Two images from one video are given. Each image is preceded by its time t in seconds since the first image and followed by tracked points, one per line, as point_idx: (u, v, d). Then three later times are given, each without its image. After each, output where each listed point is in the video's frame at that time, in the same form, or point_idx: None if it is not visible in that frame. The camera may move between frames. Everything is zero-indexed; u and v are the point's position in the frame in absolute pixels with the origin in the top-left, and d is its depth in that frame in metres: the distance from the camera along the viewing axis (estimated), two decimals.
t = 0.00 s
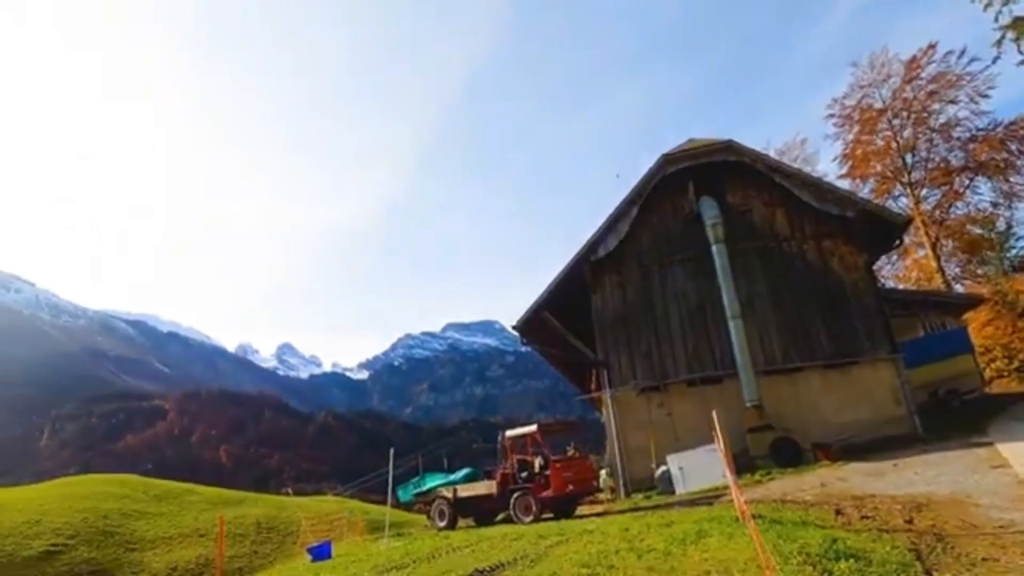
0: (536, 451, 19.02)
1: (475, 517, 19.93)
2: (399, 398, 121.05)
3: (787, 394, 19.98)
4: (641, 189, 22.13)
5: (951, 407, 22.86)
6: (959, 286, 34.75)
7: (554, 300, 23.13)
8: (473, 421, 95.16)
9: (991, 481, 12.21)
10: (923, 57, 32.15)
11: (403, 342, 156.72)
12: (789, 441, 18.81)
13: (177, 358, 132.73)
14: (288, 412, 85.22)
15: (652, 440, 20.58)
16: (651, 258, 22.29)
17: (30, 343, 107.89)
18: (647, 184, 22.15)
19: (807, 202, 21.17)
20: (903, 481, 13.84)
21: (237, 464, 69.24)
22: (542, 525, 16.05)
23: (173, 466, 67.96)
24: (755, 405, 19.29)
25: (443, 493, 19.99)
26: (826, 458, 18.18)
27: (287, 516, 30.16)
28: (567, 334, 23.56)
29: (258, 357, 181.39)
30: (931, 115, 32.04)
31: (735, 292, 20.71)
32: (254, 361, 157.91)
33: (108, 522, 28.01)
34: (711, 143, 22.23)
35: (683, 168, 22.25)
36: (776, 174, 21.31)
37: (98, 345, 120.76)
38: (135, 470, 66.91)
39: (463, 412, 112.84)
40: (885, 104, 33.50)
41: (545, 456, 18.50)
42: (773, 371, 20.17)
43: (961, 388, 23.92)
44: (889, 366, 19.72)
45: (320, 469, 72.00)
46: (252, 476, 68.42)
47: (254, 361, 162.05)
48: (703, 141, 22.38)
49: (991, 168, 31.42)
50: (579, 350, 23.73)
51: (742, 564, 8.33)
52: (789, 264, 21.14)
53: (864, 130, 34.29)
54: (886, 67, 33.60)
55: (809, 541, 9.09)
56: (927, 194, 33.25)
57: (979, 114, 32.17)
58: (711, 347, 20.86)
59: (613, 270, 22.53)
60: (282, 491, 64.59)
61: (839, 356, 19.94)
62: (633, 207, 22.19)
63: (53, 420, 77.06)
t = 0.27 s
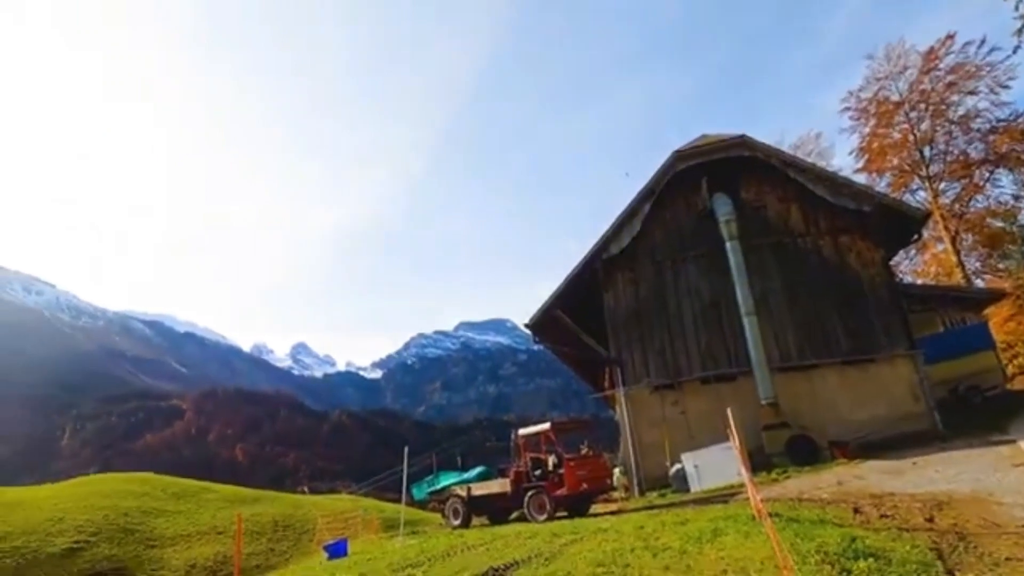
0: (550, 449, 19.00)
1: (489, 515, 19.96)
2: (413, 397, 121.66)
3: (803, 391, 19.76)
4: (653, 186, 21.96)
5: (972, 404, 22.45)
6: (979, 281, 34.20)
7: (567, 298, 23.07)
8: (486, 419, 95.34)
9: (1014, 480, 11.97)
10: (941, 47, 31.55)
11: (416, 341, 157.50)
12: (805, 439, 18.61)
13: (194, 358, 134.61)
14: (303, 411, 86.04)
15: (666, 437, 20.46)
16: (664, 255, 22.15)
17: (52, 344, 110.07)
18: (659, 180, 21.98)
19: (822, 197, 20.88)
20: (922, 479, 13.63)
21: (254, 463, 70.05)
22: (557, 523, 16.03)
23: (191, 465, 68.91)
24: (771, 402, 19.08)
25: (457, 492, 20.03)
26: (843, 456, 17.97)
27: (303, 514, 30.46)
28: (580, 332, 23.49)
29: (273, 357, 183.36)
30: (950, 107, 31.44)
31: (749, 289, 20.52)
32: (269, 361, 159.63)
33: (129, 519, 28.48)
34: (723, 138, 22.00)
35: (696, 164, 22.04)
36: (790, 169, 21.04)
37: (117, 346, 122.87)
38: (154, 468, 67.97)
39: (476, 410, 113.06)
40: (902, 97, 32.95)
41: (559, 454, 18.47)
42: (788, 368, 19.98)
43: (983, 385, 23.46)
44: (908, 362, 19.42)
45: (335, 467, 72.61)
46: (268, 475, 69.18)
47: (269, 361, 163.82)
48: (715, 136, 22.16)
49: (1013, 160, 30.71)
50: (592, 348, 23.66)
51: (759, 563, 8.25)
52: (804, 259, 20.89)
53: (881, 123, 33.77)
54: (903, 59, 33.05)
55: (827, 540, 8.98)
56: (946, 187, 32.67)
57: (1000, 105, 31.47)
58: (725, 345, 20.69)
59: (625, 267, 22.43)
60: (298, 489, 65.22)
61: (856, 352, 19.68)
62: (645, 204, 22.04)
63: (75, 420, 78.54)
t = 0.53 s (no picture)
0: (564, 447, 18.98)
1: (503, 513, 19.97)
2: (426, 396, 122.30)
3: (819, 389, 19.55)
4: (665, 183, 21.78)
5: (993, 401, 22.06)
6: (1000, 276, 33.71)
7: (579, 296, 23.01)
8: (499, 418, 95.44)
9: None
10: (960, 38, 30.89)
11: (429, 340, 158.27)
12: (822, 437, 18.41)
13: (210, 358, 136.50)
14: (318, 410, 86.85)
15: (680, 435, 20.34)
16: (677, 252, 22.02)
17: (72, 346, 112.29)
18: (672, 177, 21.78)
19: (837, 191, 20.57)
20: (942, 477, 13.43)
21: (270, 461, 70.84)
22: (571, 521, 16.01)
23: (208, 463, 69.83)
24: (787, 400, 18.89)
25: (472, 489, 20.05)
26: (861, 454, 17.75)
27: (318, 511, 30.76)
28: (593, 330, 23.43)
29: (288, 357, 185.33)
30: (969, 98, 30.78)
31: (764, 285, 20.32)
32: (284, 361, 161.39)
33: (149, 517, 28.92)
34: (737, 133, 21.74)
35: (709, 160, 21.81)
36: (805, 164, 20.75)
37: (136, 347, 124.92)
38: (173, 466, 68.97)
39: (489, 408, 113.31)
40: (919, 89, 32.37)
41: (573, 452, 18.45)
42: (804, 365, 19.77)
43: (1005, 381, 23.03)
44: (927, 358, 19.11)
45: (349, 465, 73.23)
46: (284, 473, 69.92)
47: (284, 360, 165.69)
48: (728, 131, 21.92)
49: None
50: (605, 345, 23.57)
51: (776, 561, 8.18)
52: (820, 255, 20.65)
53: (897, 116, 33.24)
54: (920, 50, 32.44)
55: (846, 538, 8.88)
56: (965, 180, 32.09)
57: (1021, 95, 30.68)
58: (740, 342, 20.53)
59: (638, 265, 22.32)
60: (314, 487, 65.88)
61: (874, 349, 19.41)
62: (658, 200, 21.88)
63: (95, 420, 79.95)
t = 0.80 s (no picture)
0: (577, 445, 18.95)
1: (518, 511, 20.00)
2: (439, 394, 122.83)
3: (836, 385, 19.32)
4: (678, 179, 21.60)
5: (1016, 397, 21.64)
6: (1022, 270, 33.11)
7: (592, 294, 22.96)
8: (512, 416, 95.55)
9: None
10: (979, 28, 30.25)
11: (442, 339, 158.89)
12: (839, 434, 18.19)
13: (226, 358, 138.29)
14: (332, 408, 87.59)
15: (695, 433, 20.23)
16: (690, 249, 21.87)
17: (92, 347, 114.35)
18: (684, 173, 21.61)
19: (853, 185, 20.27)
20: (963, 475, 13.21)
21: (286, 459, 71.63)
22: (585, 519, 15.99)
23: (226, 461, 70.74)
24: (803, 397, 18.70)
25: (486, 487, 20.11)
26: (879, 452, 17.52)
27: (334, 509, 31.05)
28: (606, 327, 23.37)
29: (302, 356, 187.23)
30: (988, 89, 30.17)
31: (779, 281, 20.11)
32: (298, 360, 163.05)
33: (168, 514, 29.39)
34: (750, 128, 21.50)
35: (721, 155, 21.60)
36: (820, 158, 20.47)
37: (154, 347, 126.85)
38: (191, 464, 69.97)
39: (502, 406, 113.45)
40: (937, 80, 31.81)
41: (587, 450, 18.41)
42: (820, 362, 19.56)
43: None
44: (947, 354, 18.79)
45: (364, 463, 73.79)
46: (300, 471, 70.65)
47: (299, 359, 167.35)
48: (741, 126, 21.70)
49: None
50: (618, 343, 23.49)
51: (794, 560, 8.10)
52: (835, 250, 20.39)
53: (915, 108, 32.70)
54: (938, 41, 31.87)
55: (865, 537, 8.76)
56: (985, 173, 31.53)
57: None
58: (755, 339, 20.34)
59: (651, 262, 22.21)
60: (329, 485, 66.49)
61: (891, 345, 19.13)
62: (670, 197, 21.73)
63: (115, 419, 81.33)
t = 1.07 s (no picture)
0: (592, 442, 18.93)
1: (532, 509, 20.02)
2: (453, 392, 123.35)
3: (853, 382, 19.10)
4: (691, 175, 21.40)
5: None
6: None
7: (605, 292, 22.88)
8: (525, 413, 95.65)
9: None
10: (998, 16, 29.30)
11: (455, 337, 159.41)
12: (857, 431, 17.98)
13: (242, 357, 140.11)
14: (346, 407, 88.31)
15: (710, 431, 20.11)
16: (703, 245, 21.71)
17: (112, 347, 116.41)
18: (697, 169, 21.40)
19: (870, 179, 19.96)
20: (985, 473, 12.99)
21: (301, 457, 72.39)
22: (600, 517, 15.97)
23: (243, 459, 71.63)
24: (820, 393, 18.50)
25: (500, 485, 20.15)
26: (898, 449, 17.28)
27: (349, 506, 31.32)
28: (619, 325, 23.27)
29: (317, 355, 189.07)
30: (1009, 79, 29.32)
31: (794, 277, 19.90)
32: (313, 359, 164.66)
33: (187, 511, 29.84)
34: (764, 122, 21.23)
35: (735, 151, 21.36)
36: (836, 152, 20.17)
37: (171, 347, 128.69)
38: (209, 462, 70.97)
39: (515, 404, 113.53)
40: (955, 71, 31.09)
41: (601, 447, 18.39)
42: (837, 359, 19.35)
43: None
44: (967, 350, 18.47)
45: (378, 461, 74.31)
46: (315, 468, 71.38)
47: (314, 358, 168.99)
48: (755, 121, 21.43)
49: None
50: (632, 341, 23.40)
51: (811, 558, 8.02)
52: (852, 245, 20.13)
53: (933, 100, 32.06)
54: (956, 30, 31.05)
55: (885, 535, 8.65)
56: (1007, 165, 30.92)
57: None
58: (770, 335, 20.15)
59: (664, 259, 22.09)
60: (344, 483, 67.08)
61: (910, 341, 18.85)
62: (683, 193, 21.53)
63: (134, 417, 82.66)
